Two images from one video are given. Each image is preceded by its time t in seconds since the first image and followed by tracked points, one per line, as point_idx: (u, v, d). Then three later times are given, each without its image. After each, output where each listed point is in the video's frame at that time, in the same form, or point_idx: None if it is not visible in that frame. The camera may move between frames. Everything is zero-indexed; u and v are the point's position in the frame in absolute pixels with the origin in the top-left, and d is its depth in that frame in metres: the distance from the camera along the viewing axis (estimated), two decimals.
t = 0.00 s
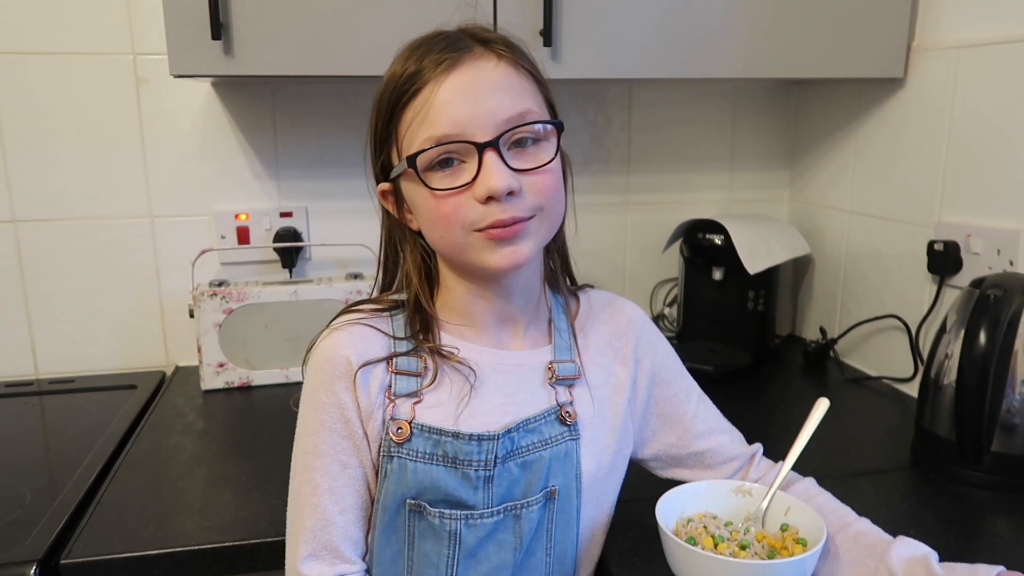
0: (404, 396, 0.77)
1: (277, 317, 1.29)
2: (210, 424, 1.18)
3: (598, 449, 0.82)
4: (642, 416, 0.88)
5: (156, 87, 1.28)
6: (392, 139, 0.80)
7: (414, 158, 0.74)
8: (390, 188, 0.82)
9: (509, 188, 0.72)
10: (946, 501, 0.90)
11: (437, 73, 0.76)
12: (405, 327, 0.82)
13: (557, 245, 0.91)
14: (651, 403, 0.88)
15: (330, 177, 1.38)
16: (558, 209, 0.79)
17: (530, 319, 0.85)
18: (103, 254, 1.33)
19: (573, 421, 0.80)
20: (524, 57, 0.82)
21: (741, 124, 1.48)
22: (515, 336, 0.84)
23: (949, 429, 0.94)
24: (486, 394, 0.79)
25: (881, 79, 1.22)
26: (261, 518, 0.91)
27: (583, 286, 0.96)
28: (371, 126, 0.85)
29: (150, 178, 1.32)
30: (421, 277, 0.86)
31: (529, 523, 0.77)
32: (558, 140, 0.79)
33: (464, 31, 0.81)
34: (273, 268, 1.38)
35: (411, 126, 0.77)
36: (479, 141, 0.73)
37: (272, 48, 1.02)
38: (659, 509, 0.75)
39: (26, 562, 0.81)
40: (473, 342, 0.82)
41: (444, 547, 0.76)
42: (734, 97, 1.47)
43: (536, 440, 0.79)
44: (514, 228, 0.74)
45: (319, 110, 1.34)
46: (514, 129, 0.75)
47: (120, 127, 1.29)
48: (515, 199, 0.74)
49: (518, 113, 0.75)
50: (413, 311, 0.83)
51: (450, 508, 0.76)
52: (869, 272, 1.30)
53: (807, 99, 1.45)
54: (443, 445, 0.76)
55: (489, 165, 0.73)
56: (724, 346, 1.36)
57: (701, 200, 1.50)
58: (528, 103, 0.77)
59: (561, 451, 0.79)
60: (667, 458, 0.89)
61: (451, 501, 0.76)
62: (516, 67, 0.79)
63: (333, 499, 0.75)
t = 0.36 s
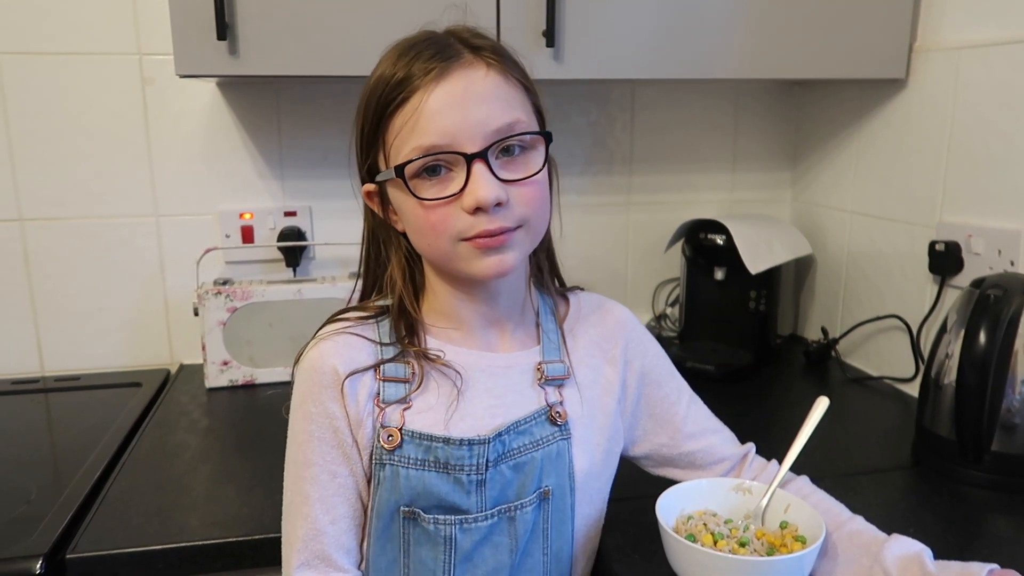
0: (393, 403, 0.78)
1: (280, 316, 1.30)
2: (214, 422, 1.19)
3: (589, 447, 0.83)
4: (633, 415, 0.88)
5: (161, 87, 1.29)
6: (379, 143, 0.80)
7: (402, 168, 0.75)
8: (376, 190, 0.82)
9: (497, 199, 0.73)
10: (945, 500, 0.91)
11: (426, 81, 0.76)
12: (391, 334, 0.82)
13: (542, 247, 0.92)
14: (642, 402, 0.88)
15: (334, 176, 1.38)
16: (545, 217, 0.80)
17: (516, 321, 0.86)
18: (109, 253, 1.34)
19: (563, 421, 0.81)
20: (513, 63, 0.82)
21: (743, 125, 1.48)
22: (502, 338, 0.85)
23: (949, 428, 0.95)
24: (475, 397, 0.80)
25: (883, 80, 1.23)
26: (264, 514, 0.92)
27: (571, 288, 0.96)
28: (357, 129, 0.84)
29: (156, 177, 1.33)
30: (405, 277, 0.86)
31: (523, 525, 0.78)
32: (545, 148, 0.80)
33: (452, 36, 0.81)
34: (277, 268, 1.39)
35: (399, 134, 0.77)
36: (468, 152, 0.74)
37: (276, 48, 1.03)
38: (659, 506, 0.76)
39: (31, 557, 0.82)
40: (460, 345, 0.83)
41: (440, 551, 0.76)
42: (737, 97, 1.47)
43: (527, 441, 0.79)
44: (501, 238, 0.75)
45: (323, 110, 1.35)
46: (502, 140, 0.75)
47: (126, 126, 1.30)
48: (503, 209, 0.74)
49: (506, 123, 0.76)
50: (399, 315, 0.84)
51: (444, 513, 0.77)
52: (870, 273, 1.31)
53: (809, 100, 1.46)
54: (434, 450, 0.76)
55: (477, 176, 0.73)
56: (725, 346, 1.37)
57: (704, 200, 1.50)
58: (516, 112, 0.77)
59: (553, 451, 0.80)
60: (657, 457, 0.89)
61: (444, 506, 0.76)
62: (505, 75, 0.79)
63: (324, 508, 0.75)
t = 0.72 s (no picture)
0: (392, 404, 0.79)
1: (282, 314, 1.31)
2: (216, 419, 1.20)
3: (591, 443, 0.84)
4: (631, 412, 0.89)
5: (164, 87, 1.30)
6: (371, 144, 0.81)
7: (396, 164, 0.76)
8: (371, 191, 0.83)
9: (490, 190, 0.74)
10: (942, 497, 0.92)
11: (414, 78, 0.77)
12: (388, 335, 0.83)
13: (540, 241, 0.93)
14: (641, 399, 0.89)
15: (336, 176, 1.39)
16: (539, 209, 0.81)
17: (516, 318, 0.86)
18: (112, 251, 1.35)
19: (564, 418, 0.82)
20: (500, 57, 0.83)
21: (743, 125, 1.49)
22: (501, 337, 0.85)
23: (946, 425, 0.96)
24: (473, 396, 0.81)
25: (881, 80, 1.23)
26: (266, 510, 0.93)
27: (571, 285, 0.97)
28: (349, 132, 0.85)
29: (159, 177, 1.34)
30: (401, 277, 0.88)
31: (525, 522, 0.79)
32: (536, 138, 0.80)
33: (438, 34, 0.83)
34: (279, 266, 1.40)
35: (391, 131, 0.78)
36: (459, 146, 0.74)
37: (278, 48, 1.03)
38: (657, 501, 0.76)
39: (35, 552, 0.83)
40: (458, 345, 0.84)
41: (443, 549, 0.77)
42: (736, 98, 1.48)
43: (527, 439, 0.80)
44: (495, 229, 0.76)
45: (325, 110, 1.36)
46: (492, 131, 0.76)
47: (130, 126, 1.31)
48: (496, 201, 0.75)
49: (496, 115, 0.77)
50: (396, 317, 0.84)
51: (445, 512, 0.77)
52: (869, 272, 1.31)
53: (808, 100, 1.47)
54: (433, 450, 0.77)
55: (470, 169, 0.74)
56: (724, 345, 1.37)
57: (703, 199, 1.51)
58: (504, 104, 0.78)
59: (554, 449, 0.81)
60: (656, 454, 0.90)
61: (444, 505, 0.77)
62: (492, 68, 0.80)
63: (324, 510, 0.77)
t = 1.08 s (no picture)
0: (380, 395, 0.79)
1: (281, 314, 1.31)
2: (216, 418, 1.20)
3: (580, 434, 0.84)
4: (619, 406, 0.89)
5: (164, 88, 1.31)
6: (382, 124, 0.81)
7: (408, 149, 0.76)
8: (373, 169, 0.83)
9: (495, 190, 0.74)
10: (937, 492, 0.92)
11: (437, 69, 0.77)
12: (373, 323, 0.84)
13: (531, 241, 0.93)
14: (630, 393, 0.89)
15: (334, 175, 1.40)
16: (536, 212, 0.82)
17: (502, 309, 0.87)
18: (112, 252, 1.35)
19: (553, 408, 0.82)
20: (520, 63, 0.83)
21: (740, 123, 1.49)
22: (487, 328, 0.86)
23: (942, 422, 0.96)
24: (458, 385, 0.81)
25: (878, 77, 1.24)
26: (264, 508, 0.93)
27: (561, 281, 0.97)
28: (360, 109, 0.85)
29: (158, 177, 1.34)
30: (389, 262, 0.89)
31: (516, 512, 0.79)
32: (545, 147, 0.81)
33: (465, 29, 0.82)
34: (279, 266, 1.40)
35: (406, 117, 0.78)
36: (472, 142, 0.75)
37: (276, 48, 1.04)
38: (651, 497, 0.77)
39: (35, 549, 0.83)
40: (441, 334, 0.84)
41: (434, 538, 0.77)
42: (734, 97, 1.48)
43: (515, 429, 0.80)
44: (494, 228, 0.77)
45: (324, 110, 1.37)
46: (505, 134, 0.77)
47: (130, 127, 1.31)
48: (499, 201, 0.76)
49: (510, 119, 0.77)
50: (380, 302, 0.86)
51: (435, 501, 0.77)
52: (866, 269, 1.31)
53: (806, 99, 1.47)
54: (421, 439, 0.78)
55: (479, 166, 0.74)
56: (722, 343, 1.38)
57: (701, 198, 1.51)
58: (520, 110, 0.79)
59: (543, 438, 0.81)
60: (647, 448, 0.90)
61: (434, 493, 0.77)
62: (513, 73, 0.81)
63: (315, 501, 0.78)
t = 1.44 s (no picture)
0: (395, 378, 0.80)
1: (294, 307, 1.31)
2: (228, 410, 1.21)
3: (593, 423, 0.84)
4: (634, 398, 0.89)
5: (177, 80, 1.31)
6: (430, 109, 0.80)
7: (465, 135, 0.74)
8: (411, 154, 0.82)
9: (546, 182, 0.75)
10: (951, 490, 0.91)
11: (497, 60, 0.76)
12: (394, 310, 0.85)
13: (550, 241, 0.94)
14: (644, 385, 0.89)
15: (347, 168, 1.40)
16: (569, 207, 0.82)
17: (522, 300, 0.87)
18: (126, 244, 1.36)
19: (565, 394, 0.82)
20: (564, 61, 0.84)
21: (754, 118, 1.48)
22: (502, 317, 0.86)
23: (958, 419, 0.95)
24: (472, 370, 0.82)
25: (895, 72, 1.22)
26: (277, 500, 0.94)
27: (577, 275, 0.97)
28: (404, 91, 0.83)
29: (172, 169, 1.34)
30: (417, 247, 0.88)
31: (528, 495, 0.79)
32: (584, 145, 0.82)
33: (514, 24, 0.82)
34: (292, 259, 1.41)
35: (460, 104, 0.77)
36: (526, 133, 0.75)
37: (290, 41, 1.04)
38: (665, 492, 0.77)
39: (50, 538, 0.84)
40: (458, 323, 0.85)
41: (445, 519, 0.77)
42: (748, 91, 1.47)
43: (527, 413, 0.80)
44: (539, 220, 0.77)
45: (337, 103, 1.36)
46: (556, 128, 0.77)
47: (144, 120, 1.32)
48: (547, 193, 0.76)
49: (560, 114, 0.78)
50: (401, 291, 0.86)
51: (447, 481, 0.77)
52: (881, 265, 1.30)
53: (821, 94, 1.46)
54: (433, 419, 0.78)
55: (531, 157, 0.74)
56: (735, 339, 1.37)
57: (715, 193, 1.50)
58: (567, 106, 0.80)
59: (555, 424, 0.81)
60: (661, 442, 0.90)
61: (446, 474, 0.77)
62: (562, 71, 0.81)
63: (308, 477, 0.79)
